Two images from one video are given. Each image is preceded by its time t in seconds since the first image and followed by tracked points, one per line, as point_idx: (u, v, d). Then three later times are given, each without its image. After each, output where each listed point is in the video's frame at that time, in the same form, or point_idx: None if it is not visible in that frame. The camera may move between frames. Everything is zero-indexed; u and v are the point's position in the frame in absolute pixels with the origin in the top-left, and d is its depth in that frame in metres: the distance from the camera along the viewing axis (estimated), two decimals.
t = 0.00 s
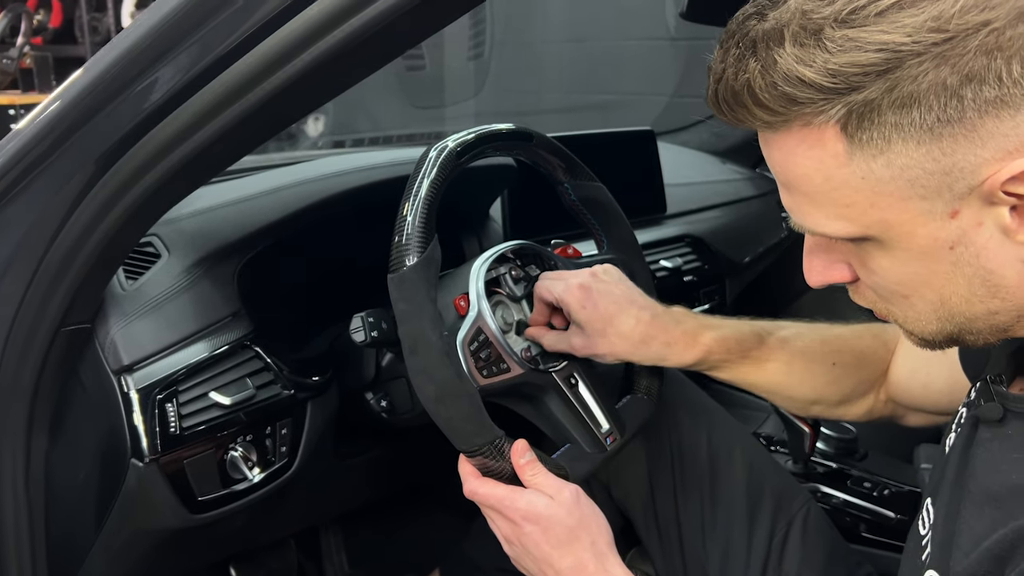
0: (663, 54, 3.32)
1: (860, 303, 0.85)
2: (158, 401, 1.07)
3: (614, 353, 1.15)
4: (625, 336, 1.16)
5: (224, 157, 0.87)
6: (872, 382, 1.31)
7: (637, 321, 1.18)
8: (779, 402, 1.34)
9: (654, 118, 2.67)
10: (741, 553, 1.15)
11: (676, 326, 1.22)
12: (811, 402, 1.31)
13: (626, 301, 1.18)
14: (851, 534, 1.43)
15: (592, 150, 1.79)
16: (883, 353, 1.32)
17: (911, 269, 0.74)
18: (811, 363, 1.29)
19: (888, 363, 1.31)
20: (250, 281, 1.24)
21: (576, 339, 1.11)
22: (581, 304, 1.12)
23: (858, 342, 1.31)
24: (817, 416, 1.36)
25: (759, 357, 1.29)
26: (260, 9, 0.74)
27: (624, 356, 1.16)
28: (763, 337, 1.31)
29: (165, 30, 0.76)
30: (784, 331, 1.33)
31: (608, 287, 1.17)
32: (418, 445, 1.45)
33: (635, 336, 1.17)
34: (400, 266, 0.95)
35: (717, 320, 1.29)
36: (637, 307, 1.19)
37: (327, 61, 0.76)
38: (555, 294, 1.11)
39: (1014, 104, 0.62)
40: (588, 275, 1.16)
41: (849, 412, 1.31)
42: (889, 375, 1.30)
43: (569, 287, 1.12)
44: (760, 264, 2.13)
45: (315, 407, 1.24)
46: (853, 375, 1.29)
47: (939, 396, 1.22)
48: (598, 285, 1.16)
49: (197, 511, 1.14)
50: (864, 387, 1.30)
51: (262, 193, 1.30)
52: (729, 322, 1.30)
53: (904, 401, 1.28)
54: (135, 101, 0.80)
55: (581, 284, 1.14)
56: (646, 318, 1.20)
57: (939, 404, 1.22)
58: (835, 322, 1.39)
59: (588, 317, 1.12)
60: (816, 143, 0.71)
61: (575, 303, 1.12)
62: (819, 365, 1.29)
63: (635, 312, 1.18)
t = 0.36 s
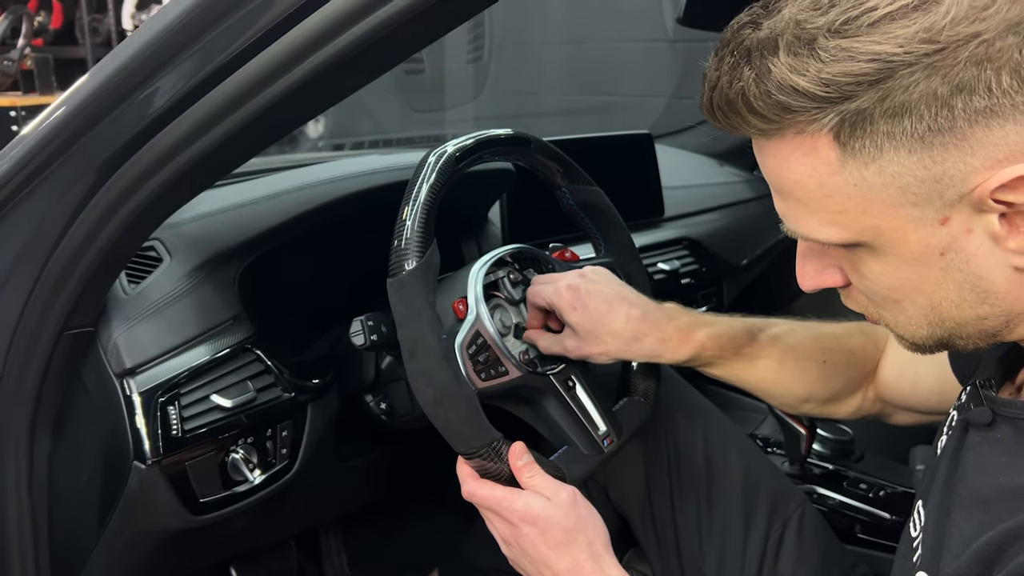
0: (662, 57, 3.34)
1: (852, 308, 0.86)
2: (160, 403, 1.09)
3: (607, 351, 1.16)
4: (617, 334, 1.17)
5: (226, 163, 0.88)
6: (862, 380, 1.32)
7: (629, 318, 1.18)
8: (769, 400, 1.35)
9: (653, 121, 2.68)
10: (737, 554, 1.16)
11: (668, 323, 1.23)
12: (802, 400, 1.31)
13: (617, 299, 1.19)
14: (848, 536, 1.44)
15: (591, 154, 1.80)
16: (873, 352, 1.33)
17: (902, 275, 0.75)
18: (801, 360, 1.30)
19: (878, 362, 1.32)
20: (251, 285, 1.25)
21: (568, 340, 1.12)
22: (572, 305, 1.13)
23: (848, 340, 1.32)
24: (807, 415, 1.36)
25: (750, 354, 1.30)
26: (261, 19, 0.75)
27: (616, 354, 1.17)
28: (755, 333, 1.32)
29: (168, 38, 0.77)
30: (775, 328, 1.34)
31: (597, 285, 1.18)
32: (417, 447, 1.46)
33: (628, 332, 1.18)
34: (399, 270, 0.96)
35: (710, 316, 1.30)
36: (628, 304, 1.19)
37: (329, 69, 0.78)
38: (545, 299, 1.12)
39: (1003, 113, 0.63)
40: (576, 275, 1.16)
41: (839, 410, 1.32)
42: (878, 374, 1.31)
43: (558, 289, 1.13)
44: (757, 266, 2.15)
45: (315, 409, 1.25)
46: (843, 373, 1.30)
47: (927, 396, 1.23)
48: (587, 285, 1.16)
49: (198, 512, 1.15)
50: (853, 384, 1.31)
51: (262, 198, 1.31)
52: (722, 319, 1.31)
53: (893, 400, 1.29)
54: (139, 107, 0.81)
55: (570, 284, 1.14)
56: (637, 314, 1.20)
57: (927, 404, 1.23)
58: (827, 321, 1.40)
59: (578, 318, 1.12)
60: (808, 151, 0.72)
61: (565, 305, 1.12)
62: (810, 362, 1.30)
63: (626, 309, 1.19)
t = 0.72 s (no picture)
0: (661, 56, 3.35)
1: (840, 306, 0.86)
2: (155, 402, 1.09)
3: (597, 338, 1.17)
4: (607, 323, 1.18)
5: (221, 162, 0.88)
6: (850, 375, 1.32)
7: (619, 307, 1.20)
8: (759, 393, 1.35)
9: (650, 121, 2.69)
10: (731, 553, 1.16)
11: (660, 313, 1.24)
12: (791, 393, 1.32)
13: (605, 289, 1.20)
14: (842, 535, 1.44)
15: (589, 154, 1.81)
16: (864, 348, 1.33)
17: (890, 274, 0.76)
18: (791, 354, 1.31)
19: (869, 357, 1.32)
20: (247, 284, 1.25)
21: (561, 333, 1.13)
22: (562, 297, 1.14)
23: (839, 335, 1.33)
24: (796, 409, 1.37)
25: (741, 345, 1.31)
26: (255, 18, 0.76)
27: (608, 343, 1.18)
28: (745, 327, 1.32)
29: (163, 36, 0.78)
30: (766, 322, 1.35)
31: (586, 276, 1.18)
32: (412, 445, 1.47)
33: (618, 321, 1.19)
34: (393, 268, 0.96)
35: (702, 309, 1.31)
36: (617, 293, 1.21)
37: (323, 67, 0.78)
38: (535, 293, 1.12)
39: (989, 113, 0.63)
40: (566, 267, 1.17)
41: (827, 405, 1.33)
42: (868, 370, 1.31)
43: (548, 282, 1.13)
44: (753, 265, 2.16)
45: (310, 407, 1.26)
46: (832, 367, 1.31)
47: (913, 393, 1.22)
48: (577, 276, 1.16)
49: (193, 510, 1.15)
50: (842, 379, 1.31)
51: (258, 197, 1.31)
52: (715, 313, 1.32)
53: (881, 395, 1.29)
54: (134, 105, 0.81)
55: (559, 276, 1.15)
56: (627, 303, 1.21)
57: (913, 401, 1.23)
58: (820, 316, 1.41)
59: (568, 310, 1.13)
60: (796, 151, 0.72)
61: (554, 298, 1.13)
62: (799, 357, 1.30)
63: (616, 297, 1.20)
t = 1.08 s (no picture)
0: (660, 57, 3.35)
1: (829, 307, 0.86)
2: (148, 401, 1.09)
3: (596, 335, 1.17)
4: (605, 320, 1.18)
5: (213, 161, 0.88)
6: (847, 376, 1.31)
7: (616, 304, 1.20)
8: (755, 392, 1.35)
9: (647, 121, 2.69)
10: (725, 554, 1.16)
11: (656, 312, 1.24)
12: (786, 393, 1.32)
13: (603, 285, 1.20)
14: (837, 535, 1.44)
15: (586, 154, 1.81)
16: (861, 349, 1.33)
17: (878, 276, 0.75)
18: (787, 355, 1.31)
19: (866, 359, 1.31)
20: (241, 283, 1.25)
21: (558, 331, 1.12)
22: (559, 294, 1.14)
23: (836, 336, 1.33)
24: (792, 411, 1.37)
25: (739, 343, 1.30)
26: (248, 17, 0.76)
27: (604, 342, 1.19)
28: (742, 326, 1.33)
29: (156, 35, 0.78)
30: (764, 322, 1.35)
31: (584, 275, 1.19)
32: (408, 445, 1.47)
33: (615, 318, 1.19)
34: (387, 267, 0.96)
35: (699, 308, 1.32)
36: (614, 292, 1.21)
37: (316, 66, 0.78)
38: (533, 290, 1.12)
39: (974, 113, 0.63)
40: (565, 265, 1.17)
41: (823, 406, 1.32)
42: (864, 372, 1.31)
43: (545, 279, 1.14)
44: (750, 265, 2.16)
45: (305, 407, 1.26)
46: (828, 368, 1.30)
47: (909, 395, 1.22)
48: (575, 274, 1.17)
49: (187, 510, 1.15)
50: (838, 380, 1.31)
51: (254, 196, 1.31)
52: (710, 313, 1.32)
53: (876, 397, 1.29)
54: (127, 104, 0.81)
55: (557, 274, 1.15)
56: (625, 301, 1.21)
57: (909, 402, 1.22)
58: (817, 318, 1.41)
59: (566, 306, 1.13)
60: (783, 153, 0.72)
61: (552, 294, 1.13)
62: (795, 357, 1.30)
63: (613, 296, 1.20)
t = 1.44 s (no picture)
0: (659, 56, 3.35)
1: (829, 306, 0.86)
2: (146, 399, 1.08)
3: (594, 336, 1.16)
4: (604, 322, 1.18)
5: (211, 159, 0.88)
6: (848, 376, 1.31)
7: (616, 306, 1.20)
8: (755, 392, 1.35)
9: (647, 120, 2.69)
10: (725, 553, 1.16)
11: (656, 313, 1.24)
12: (788, 393, 1.32)
13: (603, 287, 1.20)
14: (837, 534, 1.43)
15: (585, 152, 1.81)
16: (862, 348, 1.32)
17: (878, 273, 0.75)
18: (787, 354, 1.30)
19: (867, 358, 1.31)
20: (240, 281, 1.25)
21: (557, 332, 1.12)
22: (558, 294, 1.14)
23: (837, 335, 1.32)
24: (793, 410, 1.36)
25: (737, 343, 1.30)
26: (246, 13, 0.75)
27: (603, 343, 1.18)
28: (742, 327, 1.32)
29: (154, 31, 0.77)
30: (764, 322, 1.34)
31: (583, 275, 1.18)
32: (407, 444, 1.46)
33: (615, 320, 1.19)
34: (386, 265, 0.96)
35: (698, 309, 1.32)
36: (614, 293, 1.21)
37: (314, 63, 0.78)
38: (532, 290, 1.12)
39: (977, 108, 0.63)
40: (565, 266, 1.17)
41: (825, 405, 1.32)
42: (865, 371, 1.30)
43: (544, 280, 1.14)
44: (750, 264, 2.15)
45: (303, 406, 1.25)
46: (828, 367, 1.30)
47: (908, 394, 1.21)
48: (574, 274, 1.17)
49: (185, 509, 1.15)
50: (839, 379, 1.30)
51: (252, 194, 1.31)
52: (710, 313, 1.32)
53: (877, 395, 1.28)
54: (125, 100, 0.81)
55: (556, 275, 1.15)
56: (624, 302, 1.21)
57: (909, 401, 1.21)
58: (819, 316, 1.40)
59: (565, 307, 1.13)
60: (784, 148, 0.72)
61: (552, 295, 1.13)
62: (795, 356, 1.30)
63: (613, 297, 1.20)
